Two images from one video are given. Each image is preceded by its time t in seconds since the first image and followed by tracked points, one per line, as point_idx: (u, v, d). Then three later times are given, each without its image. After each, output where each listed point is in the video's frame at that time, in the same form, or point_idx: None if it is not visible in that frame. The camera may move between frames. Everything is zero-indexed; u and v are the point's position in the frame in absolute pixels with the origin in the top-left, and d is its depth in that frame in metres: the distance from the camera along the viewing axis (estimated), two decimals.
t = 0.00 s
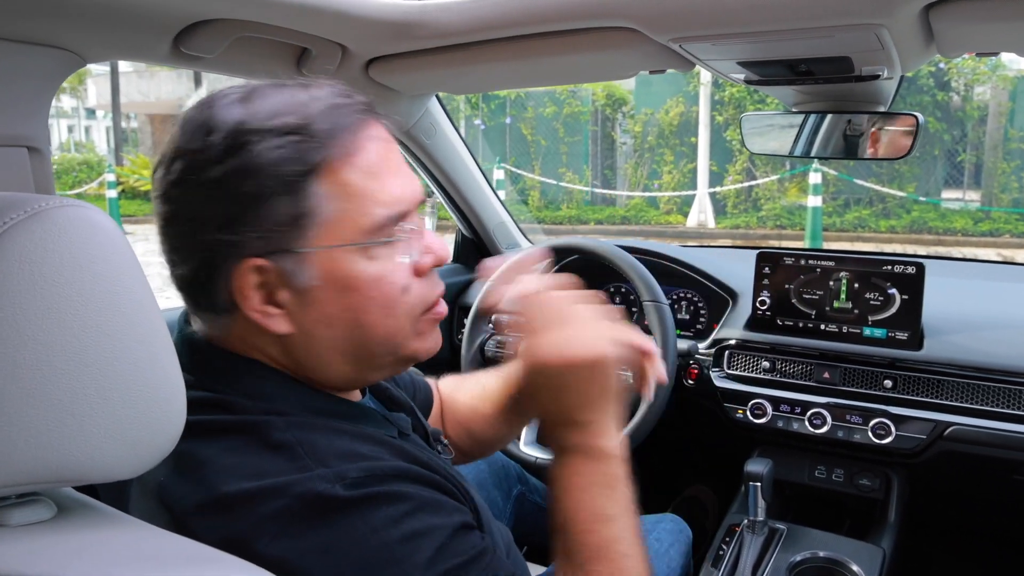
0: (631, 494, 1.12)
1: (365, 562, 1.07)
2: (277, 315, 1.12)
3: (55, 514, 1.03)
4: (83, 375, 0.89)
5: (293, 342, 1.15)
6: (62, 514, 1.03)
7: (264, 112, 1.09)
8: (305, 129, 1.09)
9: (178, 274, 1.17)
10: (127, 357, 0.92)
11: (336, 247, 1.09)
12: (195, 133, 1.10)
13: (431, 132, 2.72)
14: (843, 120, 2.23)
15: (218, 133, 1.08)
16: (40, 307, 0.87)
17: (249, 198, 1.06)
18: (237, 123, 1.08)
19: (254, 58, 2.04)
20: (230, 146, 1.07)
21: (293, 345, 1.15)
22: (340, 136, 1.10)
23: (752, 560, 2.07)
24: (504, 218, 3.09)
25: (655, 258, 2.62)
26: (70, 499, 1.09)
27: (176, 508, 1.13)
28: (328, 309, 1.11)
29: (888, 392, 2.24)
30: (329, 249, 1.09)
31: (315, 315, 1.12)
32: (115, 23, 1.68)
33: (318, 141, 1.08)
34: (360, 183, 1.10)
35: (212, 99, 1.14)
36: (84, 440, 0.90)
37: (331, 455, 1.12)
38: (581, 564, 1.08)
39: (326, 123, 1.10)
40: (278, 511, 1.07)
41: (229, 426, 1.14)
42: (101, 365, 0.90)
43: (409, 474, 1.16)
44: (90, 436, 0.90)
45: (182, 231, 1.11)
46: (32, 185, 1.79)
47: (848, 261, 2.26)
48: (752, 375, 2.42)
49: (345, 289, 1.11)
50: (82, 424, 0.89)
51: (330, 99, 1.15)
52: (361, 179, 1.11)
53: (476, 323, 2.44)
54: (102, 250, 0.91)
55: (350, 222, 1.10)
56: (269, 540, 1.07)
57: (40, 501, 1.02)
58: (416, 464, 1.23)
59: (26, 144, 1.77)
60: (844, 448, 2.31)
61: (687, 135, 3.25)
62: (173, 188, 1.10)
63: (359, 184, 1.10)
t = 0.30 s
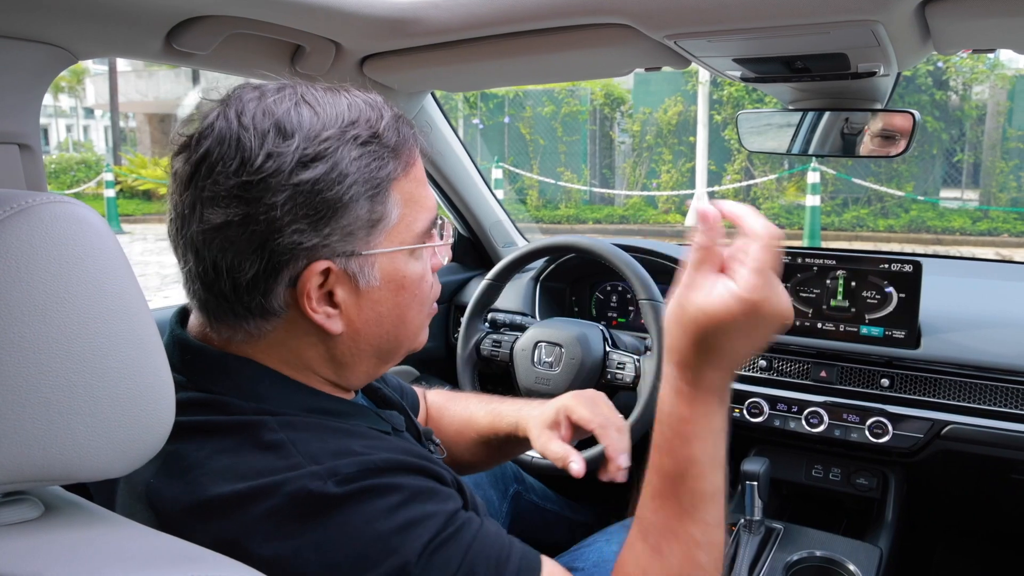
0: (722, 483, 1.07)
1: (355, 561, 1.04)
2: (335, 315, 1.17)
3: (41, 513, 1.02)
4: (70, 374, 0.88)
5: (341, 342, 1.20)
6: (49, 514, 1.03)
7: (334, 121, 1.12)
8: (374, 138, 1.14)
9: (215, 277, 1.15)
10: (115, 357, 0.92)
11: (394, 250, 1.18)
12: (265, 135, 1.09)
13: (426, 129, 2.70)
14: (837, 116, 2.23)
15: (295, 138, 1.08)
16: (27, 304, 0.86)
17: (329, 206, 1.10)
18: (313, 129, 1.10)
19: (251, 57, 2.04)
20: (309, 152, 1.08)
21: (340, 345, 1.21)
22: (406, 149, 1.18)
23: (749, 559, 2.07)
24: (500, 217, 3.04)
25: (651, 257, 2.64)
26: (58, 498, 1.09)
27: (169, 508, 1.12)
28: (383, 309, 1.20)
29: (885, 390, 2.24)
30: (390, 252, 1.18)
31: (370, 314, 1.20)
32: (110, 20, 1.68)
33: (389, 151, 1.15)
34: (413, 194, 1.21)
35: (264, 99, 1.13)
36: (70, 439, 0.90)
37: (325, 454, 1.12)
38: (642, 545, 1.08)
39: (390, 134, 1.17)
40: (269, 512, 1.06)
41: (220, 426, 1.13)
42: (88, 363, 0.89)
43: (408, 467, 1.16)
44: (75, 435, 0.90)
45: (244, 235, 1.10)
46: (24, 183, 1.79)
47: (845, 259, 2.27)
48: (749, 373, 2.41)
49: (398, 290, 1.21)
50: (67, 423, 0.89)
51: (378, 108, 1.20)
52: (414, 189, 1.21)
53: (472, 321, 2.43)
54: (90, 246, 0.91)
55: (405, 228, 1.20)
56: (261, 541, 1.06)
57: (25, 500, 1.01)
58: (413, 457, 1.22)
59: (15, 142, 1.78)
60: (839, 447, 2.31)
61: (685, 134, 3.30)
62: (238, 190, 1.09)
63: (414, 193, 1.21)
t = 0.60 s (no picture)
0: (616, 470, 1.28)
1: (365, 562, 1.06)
2: (302, 315, 1.17)
3: (32, 516, 1.02)
4: (60, 377, 0.88)
5: (314, 344, 1.20)
6: (40, 517, 1.03)
7: (298, 116, 1.11)
8: (339, 133, 1.13)
9: (182, 277, 1.17)
10: (105, 359, 0.91)
11: (365, 250, 1.18)
12: (224, 132, 1.10)
13: (423, 129, 2.69)
14: (837, 116, 2.23)
15: (253, 133, 1.09)
16: (15, 307, 0.86)
17: (287, 202, 1.10)
18: (270, 125, 1.10)
19: (247, 57, 2.04)
20: (266, 147, 1.08)
21: (313, 347, 1.21)
22: (375, 143, 1.16)
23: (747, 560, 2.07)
24: (497, 218, 3.05)
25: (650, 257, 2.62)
26: (49, 502, 1.09)
27: (165, 510, 1.12)
28: (353, 308, 1.20)
29: (883, 391, 2.24)
30: (359, 252, 1.17)
31: (340, 315, 1.19)
32: (106, 19, 1.68)
33: (357, 147, 1.14)
34: (390, 192, 1.19)
35: (228, 96, 1.13)
36: (59, 442, 0.89)
37: (333, 454, 1.14)
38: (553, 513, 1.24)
39: (358, 129, 1.16)
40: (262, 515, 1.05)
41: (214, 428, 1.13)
42: (78, 366, 0.89)
43: (411, 471, 1.18)
44: (65, 437, 0.90)
45: (201, 232, 1.11)
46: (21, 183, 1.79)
47: (845, 260, 2.27)
48: (748, 374, 2.42)
49: (372, 292, 1.20)
50: (57, 426, 0.89)
51: (351, 104, 1.19)
52: (391, 188, 1.19)
53: (470, 323, 2.43)
54: (79, 248, 0.90)
55: (380, 228, 1.19)
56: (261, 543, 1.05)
57: (15, 504, 1.01)
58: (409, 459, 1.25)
59: (7, 142, 1.78)
60: (837, 448, 2.31)
61: (684, 135, 3.29)
62: (194, 188, 1.10)
63: (391, 192, 1.19)
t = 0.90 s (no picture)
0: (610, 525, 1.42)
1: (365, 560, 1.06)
2: (287, 306, 1.17)
3: (31, 513, 1.02)
4: (58, 373, 0.88)
5: (300, 336, 1.20)
6: (37, 514, 1.02)
7: (276, 107, 1.12)
8: (316, 123, 1.14)
9: (170, 270, 1.18)
10: (103, 356, 0.91)
11: (347, 239, 1.17)
12: (203, 126, 1.11)
13: (421, 129, 2.69)
14: (835, 116, 2.23)
15: (230, 125, 1.09)
16: (13, 304, 0.85)
17: (264, 191, 1.10)
18: (248, 116, 1.10)
19: (245, 56, 2.04)
20: (244, 138, 1.09)
21: (300, 339, 1.21)
22: (352, 132, 1.16)
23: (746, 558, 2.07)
24: (495, 217, 3.03)
25: (649, 257, 2.62)
26: (47, 499, 1.08)
27: (165, 508, 1.12)
28: (338, 298, 1.19)
29: (881, 390, 2.24)
30: (341, 242, 1.17)
31: (325, 305, 1.19)
32: (105, 18, 1.68)
33: (334, 135, 1.14)
34: (371, 181, 1.19)
35: (209, 93, 1.15)
36: (57, 439, 0.89)
37: (339, 444, 1.14)
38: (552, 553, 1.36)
39: (335, 118, 1.16)
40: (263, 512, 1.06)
41: (213, 427, 1.13)
42: (77, 363, 0.89)
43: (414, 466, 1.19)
44: (63, 434, 0.90)
45: (184, 223, 1.12)
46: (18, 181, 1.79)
47: (843, 259, 2.27)
48: (746, 374, 2.42)
49: (356, 282, 1.20)
50: (55, 423, 0.89)
51: (329, 96, 1.19)
52: (374, 177, 1.19)
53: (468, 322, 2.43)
54: (77, 244, 0.90)
55: (363, 218, 1.19)
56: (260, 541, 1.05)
57: (13, 501, 1.01)
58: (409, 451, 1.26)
59: (5, 141, 1.78)
60: (835, 447, 2.31)
61: (682, 135, 3.43)
62: (176, 180, 1.11)
63: (372, 181, 1.19)
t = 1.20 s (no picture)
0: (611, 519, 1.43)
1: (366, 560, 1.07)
2: (268, 309, 1.16)
3: (34, 513, 1.02)
4: (62, 374, 0.88)
5: (284, 338, 1.19)
6: (40, 514, 1.03)
7: (256, 109, 1.12)
8: (295, 124, 1.12)
9: (163, 272, 1.20)
10: (106, 357, 0.92)
11: (325, 241, 1.15)
12: (187, 130, 1.12)
13: (421, 130, 2.69)
14: (833, 117, 2.23)
15: (211, 128, 1.10)
16: (17, 305, 0.85)
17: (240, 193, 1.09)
18: (228, 120, 1.11)
19: (243, 57, 2.04)
20: (221, 141, 1.10)
21: (284, 343, 1.19)
22: (332, 132, 1.14)
23: (745, 559, 2.07)
24: (494, 218, 3.06)
25: (648, 258, 2.63)
26: (49, 498, 1.09)
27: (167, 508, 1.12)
28: (318, 301, 1.17)
29: (880, 391, 2.24)
30: (319, 243, 1.14)
31: (305, 309, 1.17)
32: (104, 19, 1.68)
33: (312, 135, 1.12)
34: (350, 181, 1.16)
35: (200, 97, 1.17)
36: (61, 440, 0.89)
37: (341, 447, 1.14)
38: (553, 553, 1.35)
39: (316, 119, 1.14)
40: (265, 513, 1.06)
41: (214, 427, 1.13)
42: (80, 364, 0.89)
43: (415, 468, 1.19)
44: (67, 435, 0.90)
45: (169, 225, 1.14)
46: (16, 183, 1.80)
47: (841, 260, 2.27)
48: (745, 375, 2.42)
49: (335, 284, 1.17)
50: (58, 424, 0.89)
51: (316, 99, 1.18)
52: (354, 177, 1.16)
53: (467, 323, 2.43)
54: (80, 245, 0.90)
55: (341, 219, 1.15)
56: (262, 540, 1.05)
57: (16, 501, 1.01)
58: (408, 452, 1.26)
59: (6, 142, 1.78)
60: (834, 448, 2.31)
61: (681, 137, 3.30)
62: (161, 183, 1.13)
63: (351, 181, 1.16)
